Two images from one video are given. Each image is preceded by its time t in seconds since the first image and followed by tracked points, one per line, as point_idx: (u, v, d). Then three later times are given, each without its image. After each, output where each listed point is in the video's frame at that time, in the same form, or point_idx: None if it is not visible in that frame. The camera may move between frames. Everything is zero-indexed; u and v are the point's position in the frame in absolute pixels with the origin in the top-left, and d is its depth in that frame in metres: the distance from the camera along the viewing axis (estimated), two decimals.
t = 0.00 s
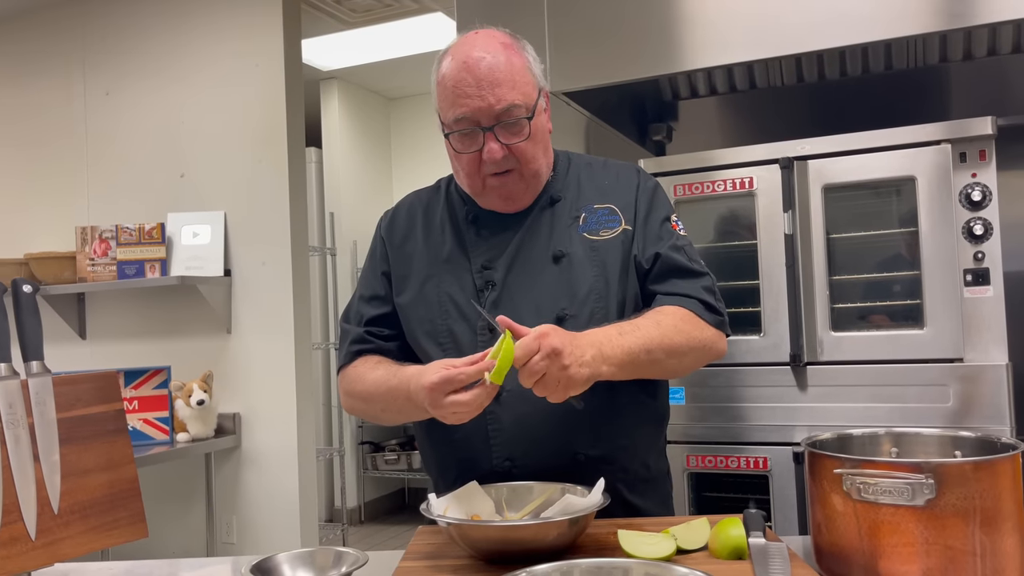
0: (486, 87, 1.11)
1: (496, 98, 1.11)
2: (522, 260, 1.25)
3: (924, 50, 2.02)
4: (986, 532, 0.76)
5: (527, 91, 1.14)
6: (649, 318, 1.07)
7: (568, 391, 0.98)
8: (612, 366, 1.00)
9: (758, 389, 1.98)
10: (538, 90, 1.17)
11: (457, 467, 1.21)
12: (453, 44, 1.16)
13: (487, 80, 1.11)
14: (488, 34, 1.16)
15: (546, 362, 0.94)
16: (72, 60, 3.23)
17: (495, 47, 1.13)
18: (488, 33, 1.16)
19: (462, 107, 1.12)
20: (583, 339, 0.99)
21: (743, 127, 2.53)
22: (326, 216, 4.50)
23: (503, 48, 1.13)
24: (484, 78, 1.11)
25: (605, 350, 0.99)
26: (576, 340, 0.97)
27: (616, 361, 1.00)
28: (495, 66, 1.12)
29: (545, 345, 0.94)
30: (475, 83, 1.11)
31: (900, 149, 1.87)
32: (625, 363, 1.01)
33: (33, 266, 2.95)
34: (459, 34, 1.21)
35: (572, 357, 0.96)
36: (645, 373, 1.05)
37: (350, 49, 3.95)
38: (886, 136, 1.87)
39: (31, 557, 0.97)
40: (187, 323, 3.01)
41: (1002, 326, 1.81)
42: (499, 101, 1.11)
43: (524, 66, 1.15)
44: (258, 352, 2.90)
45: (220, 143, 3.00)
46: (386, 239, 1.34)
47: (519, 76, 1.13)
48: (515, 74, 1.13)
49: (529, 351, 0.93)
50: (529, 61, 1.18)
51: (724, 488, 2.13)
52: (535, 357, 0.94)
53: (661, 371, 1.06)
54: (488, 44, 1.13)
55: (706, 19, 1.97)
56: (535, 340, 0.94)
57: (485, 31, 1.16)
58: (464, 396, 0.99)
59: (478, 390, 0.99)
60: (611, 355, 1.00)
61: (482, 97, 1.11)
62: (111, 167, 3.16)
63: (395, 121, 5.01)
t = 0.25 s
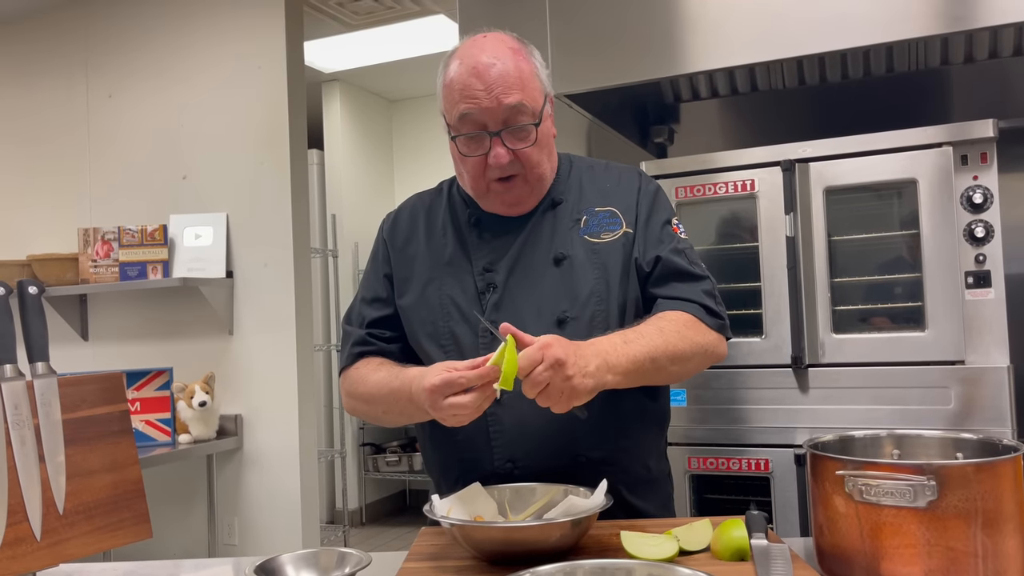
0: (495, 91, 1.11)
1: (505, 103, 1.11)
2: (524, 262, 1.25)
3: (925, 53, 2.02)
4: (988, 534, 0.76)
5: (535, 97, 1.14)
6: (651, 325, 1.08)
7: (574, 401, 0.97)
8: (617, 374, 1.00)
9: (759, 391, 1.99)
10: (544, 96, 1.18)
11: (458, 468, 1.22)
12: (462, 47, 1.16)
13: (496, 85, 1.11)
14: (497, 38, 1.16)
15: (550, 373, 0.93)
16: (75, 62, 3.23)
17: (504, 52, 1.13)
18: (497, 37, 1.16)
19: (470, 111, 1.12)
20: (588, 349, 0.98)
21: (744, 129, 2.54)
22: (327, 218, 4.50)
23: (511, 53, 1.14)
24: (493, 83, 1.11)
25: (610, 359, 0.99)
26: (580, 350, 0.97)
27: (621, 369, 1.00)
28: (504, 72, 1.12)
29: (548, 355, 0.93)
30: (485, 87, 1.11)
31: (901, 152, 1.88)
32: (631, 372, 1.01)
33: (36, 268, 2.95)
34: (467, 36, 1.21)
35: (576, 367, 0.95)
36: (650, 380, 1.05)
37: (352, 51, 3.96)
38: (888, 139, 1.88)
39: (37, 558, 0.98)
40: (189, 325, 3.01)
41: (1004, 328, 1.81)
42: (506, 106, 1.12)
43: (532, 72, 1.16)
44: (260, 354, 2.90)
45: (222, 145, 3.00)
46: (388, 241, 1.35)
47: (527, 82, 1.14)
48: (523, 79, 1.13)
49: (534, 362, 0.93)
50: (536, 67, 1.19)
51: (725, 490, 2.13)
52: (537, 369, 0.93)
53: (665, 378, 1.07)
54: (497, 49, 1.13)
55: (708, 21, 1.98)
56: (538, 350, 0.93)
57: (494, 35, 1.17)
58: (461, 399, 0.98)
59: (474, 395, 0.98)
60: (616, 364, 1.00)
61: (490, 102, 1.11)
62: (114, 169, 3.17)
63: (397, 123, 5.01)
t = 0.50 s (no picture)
0: (506, 96, 1.12)
1: (515, 109, 1.12)
2: (522, 266, 1.26)
3: (926, 56, 2.03)
4: (988, 535, 0.77)
5: (544, 104, 1.15)
6: (644, 336, 1.07)
7: (570, 413, 0.98)
8: (608, 389, 1.00)
9: (760, 393, 1.99)
10: (553, 104, 1.18)
11: (457, 470, 1.22)
12: (475, 47, 1.17)
13: (508, 90, 1.12)
14: (512, 42, 1.16)
15: (550, 385, 0.94)
16: (77, 65, 3.24)
17: (518, 57, 1.13)
18: (512, 41, 1.16)
19: (480, 114, 1.13)
20: (585, 360, 0.99)
21: (745, 132, 2.54)
22: (329, 219, 4.51)
23: (525, 59, 1.14)
24: (506, 87, 1.12)
25: (603, 374, 0.99)
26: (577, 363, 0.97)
27: (612, 385, 1.01)
28: (517, 77, 1.12)
29: (550, 367, 0.94)
30: (496, 91, 1.12)
31: (902, 155, 1.88)
32: (622, 385, 1.02)
33: (37, 269, 2.95)
34: (481, 37, 1.21)
35: (576, 379, 0.96)
36: (641, 391, 1.06)
37: (354, 53, 3.97)
38: (889, 141, 1.88)
39: (41, 558, 0.98)
40: (190, 326, 3.02)
41: (1004, 331, 1.81)
42: (516, 112, 1.12)
43: (543, 79, 1.16)
44: (262, 356, 2.91)
45: (224, 147, 3.01)
46: (389, 242, 1.35)
47: (538, 88, 1.14)
48: (535, 86, 1.14)
49: (534, 372, 0.93)
50: (548, 74, 1.19)
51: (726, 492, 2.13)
52: (539, 378, 0.94)
53: (658, 388, 1.07)
54: (511, 53, 1.14)
55: (710, 24, 1.98)
56: (541, 360, 0.93)
57: (508, 38, 1.17)
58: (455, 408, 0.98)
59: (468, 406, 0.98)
60: (608, 378, 1.00)
61: (500, 106, 1.12)
62: (116, 171, 3.17)
63: (398, 125, 5.02)
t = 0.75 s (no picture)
0: (507, 101, 1.12)
1: (516, 115, 1.12)
2: (524, 272, 1.26)
3: (926, 60, 2.04)
4: (988, 538, 0.77)
5: (546, 109, 1.15)
6: (648, 347, 1.06)
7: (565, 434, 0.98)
8: (605, 401, 1.01)
9: (760, 396, 1.99)
10: (556, 108, 1.18)
11: (454, 475, 1.23)
12: (476, 53, 1.17)
13: (509, 95, 1.12)
14: (512, 47, 1.17)
15: (549, 417, 0.93)
16: (79, 67, 3.25)
17: (519, 62, 1.14)
18: (513, 46, 1.17)
19: (481, 120, 1.13)
20: (587, 380, 0.97)
21: (746, 135, 2.55)
22: (330, 221, 4.52)
23: (526, 64, 1.14)
24: (506, 93, 1.12)
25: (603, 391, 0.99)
26: (578, 389, 0.95)
27: (609, 398, 1.01)
28: (518, 82, 1.13)
29: (546, 407, 0.92)
30: (497, 96, 1.12)
31: (902, 158, 1.88)
32: (619, 397, 1.02)
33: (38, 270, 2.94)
34: (482, 42, 1.21)
35: (574, 408, 0.95)
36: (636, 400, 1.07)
37: (355, 55, 3.98)
38: (889, 145, 1.88)
39: (45, 559, 0.99)
40: (191, 328, 3.02)
41: (1004, 334, 1.82)
42: (518, 117, 1.12)
43: (545, 83, 1.17)
44: (262, 358, 2.91)
45: (225, 149, 3.01)
46: (391, 242, 1.35)
47: (539, 93, 1.14)
48: (536, 91, 1.14)
49: (528, 409, 0.91)
50: (549, 78, 1.19)
51: (726, 495, 2.13)
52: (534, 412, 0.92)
53: (652, 399, 1.07)
54: (512, 58, 1.14)
55: (710, 27, 1.99)
56: (537, 398, 0.91)
57: (509, 43, 1.17)
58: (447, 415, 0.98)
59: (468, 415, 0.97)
60: (607, 394, 1.00)
61: (502, 111, 1.12)
62: (117, 173, 3.18)
63: (399, 127, 5.03)
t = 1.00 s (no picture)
0: (515, 65, 1.19)
1: (524, 75, 1.18)
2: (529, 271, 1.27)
3: (926, 63, 2.04)
4: (989, 540, 0.77)
5: (552, 81, 1.21)
6: (650, 349, 1.07)
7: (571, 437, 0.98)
8: (610, 403, 1.01)
9: (761, 398, 2.00)
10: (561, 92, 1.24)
11: (457, 474, 1.23)
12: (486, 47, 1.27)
13: (517, 61, 1.19)
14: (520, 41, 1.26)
15: (554, 415, 0.94)
16: (81, 69, 3.26)
17: (526, 42, 1.22)
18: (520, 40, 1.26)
19: (490, 84, 1.19)
20: (588, 380, 0.98)
21: (746, 138, 2.55)
22: (330, 223, 4.52)
23: (533, 46, 1.23)
24: (513, 61, 1.19)
25: (607, 391, 1.00)
26: (581, 387, 0.96)
27: (614, 400, 1.01)
28: (525, 53, 1.20)
29: (554, 400, 0.93)
30: (506, 62, 1.19)
31: (903, 161, 1.89)
32: (625, 399, 1.02)
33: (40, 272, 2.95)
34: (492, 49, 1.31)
35: (580, 408, 0.95)
36: (642, 403, 1.06)
37: (357, 58, 3.98)
38: (889, 149, 1.89)
39: (49, 560, 0.99)
40: (192, 331, 3.02)
41: (1005, 337, 1.82)
42: (526, 78, 1.18)
43: (551, 67, 1.24)
44: (264, 360, 2.92)
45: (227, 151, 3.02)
46: (396, 241, 1.36)
47: (545, 67, 1.21)
48: (542, 64, 1.21)
49: (537, 406, 0.93)
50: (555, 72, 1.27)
51: (726, 497, 2.14)
52: (544, 411, 0.94)
53: (658, 402, 1.08)
54: (520, 41, 1.23)
55: (711, 31, 2.00)
56: (544, 393, 0.93)
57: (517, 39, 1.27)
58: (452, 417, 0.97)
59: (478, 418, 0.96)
60: (612, 394, 1.00)
61: (510, 73, 1.18)
62: (118, 175, 3.18)
63: (400, 130, 5.04)
